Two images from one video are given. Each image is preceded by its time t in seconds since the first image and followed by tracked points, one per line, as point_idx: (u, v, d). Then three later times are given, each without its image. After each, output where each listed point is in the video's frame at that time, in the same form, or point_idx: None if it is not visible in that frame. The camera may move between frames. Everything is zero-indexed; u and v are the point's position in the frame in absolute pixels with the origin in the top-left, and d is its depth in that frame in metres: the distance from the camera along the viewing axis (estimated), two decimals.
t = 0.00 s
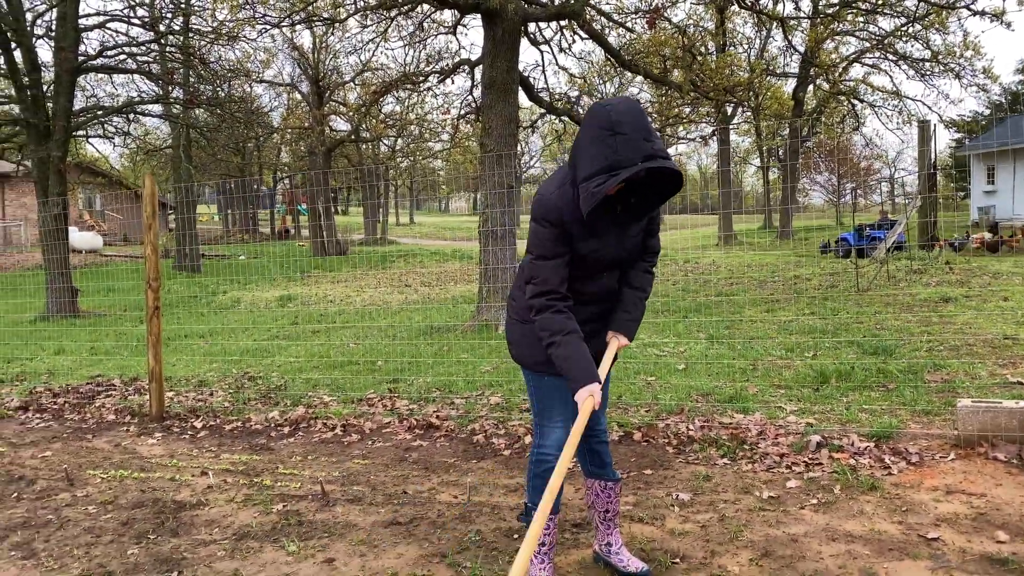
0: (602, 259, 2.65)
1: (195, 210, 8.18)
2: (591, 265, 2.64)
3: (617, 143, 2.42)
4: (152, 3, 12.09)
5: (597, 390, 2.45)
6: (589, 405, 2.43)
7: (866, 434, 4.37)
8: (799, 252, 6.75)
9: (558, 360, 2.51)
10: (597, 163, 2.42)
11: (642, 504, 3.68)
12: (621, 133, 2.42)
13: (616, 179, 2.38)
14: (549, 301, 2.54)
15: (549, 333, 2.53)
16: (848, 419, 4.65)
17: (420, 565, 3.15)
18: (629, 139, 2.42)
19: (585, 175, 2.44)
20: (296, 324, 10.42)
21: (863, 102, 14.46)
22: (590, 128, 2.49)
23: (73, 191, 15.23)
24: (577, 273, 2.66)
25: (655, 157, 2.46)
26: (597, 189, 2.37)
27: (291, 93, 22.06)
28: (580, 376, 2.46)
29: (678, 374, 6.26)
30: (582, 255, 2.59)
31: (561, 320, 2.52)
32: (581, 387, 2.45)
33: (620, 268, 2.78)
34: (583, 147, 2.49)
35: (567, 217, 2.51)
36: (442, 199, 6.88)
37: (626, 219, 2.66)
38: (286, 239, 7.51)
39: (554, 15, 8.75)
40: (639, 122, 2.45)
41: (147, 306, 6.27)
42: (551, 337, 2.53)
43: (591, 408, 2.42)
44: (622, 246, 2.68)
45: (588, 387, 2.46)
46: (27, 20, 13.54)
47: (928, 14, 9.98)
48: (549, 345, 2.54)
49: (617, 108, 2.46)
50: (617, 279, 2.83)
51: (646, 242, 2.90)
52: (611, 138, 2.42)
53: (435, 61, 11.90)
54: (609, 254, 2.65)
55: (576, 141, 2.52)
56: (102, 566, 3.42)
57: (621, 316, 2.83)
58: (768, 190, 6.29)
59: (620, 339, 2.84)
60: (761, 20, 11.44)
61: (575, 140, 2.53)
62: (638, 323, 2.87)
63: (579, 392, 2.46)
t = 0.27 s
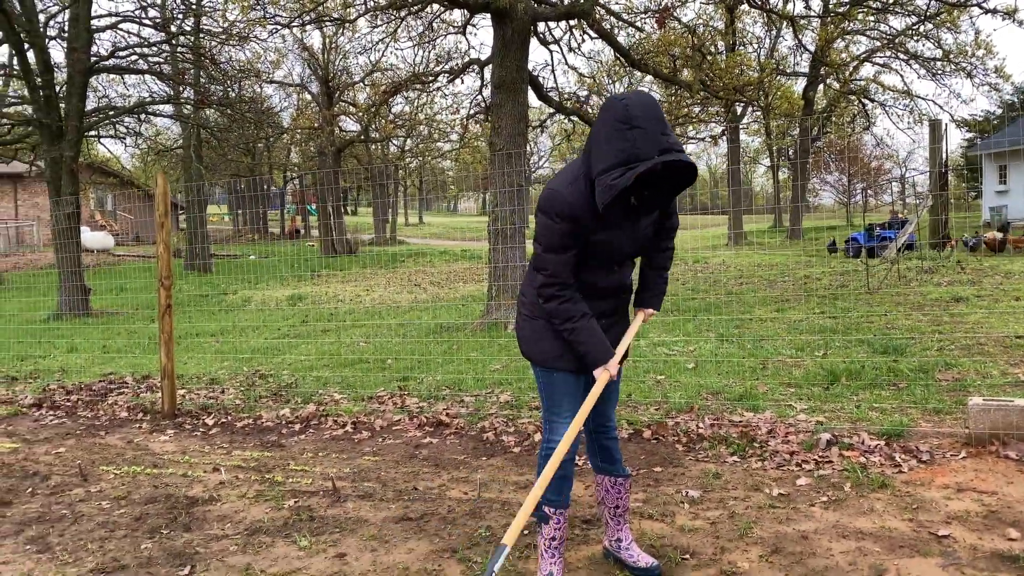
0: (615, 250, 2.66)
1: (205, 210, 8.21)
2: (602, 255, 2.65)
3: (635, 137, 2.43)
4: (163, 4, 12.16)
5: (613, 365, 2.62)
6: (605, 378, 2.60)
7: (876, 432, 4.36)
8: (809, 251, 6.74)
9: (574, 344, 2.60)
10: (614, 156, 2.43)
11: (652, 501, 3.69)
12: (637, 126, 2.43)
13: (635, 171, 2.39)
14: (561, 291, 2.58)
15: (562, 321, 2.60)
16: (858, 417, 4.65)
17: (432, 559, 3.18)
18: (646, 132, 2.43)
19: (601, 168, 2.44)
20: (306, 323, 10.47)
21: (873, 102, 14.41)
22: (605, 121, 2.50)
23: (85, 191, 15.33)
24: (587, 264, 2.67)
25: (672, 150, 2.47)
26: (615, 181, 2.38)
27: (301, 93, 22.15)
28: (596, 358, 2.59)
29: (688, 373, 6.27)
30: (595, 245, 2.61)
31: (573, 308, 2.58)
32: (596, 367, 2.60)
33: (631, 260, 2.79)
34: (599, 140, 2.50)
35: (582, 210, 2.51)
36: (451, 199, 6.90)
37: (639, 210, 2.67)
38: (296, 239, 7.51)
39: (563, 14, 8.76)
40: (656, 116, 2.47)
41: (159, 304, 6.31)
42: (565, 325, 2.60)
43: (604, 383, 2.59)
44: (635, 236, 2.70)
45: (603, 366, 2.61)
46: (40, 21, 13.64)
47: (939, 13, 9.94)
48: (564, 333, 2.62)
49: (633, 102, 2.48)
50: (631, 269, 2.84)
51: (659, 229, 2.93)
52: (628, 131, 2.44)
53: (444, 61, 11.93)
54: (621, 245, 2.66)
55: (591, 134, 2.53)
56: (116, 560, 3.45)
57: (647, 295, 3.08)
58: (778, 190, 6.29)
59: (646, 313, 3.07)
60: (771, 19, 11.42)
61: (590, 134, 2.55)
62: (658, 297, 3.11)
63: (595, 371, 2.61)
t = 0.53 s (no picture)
0: (611, 236, 2.72)
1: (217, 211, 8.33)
2: (598, 240, 2.72)
3: (632, 111, 2.51)
4: (175, 5, 12.24)
5: (591, 346, 2.56)
6: (581, 358, 2.56)
7: (889, 430, 4.35)
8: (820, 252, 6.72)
9: (556, 320, 2.64)
10: (610, 129, 2.52)
11: (662, 498, 3.69)
12: (633, 102, 2.52)
13: (628, 144, 2.47)
14: (549, 267, 2.69)
15: (548, 298, 2.67)
16: (870, 416, 4.64)
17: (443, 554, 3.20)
18: (642, 108, 2.52)
19: (598, 141, 2.54)
20: (318, 322, 10.51)
21: (886, 101, 14.36)
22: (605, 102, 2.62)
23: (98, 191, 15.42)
24: (583, 249, 2.76)
25: (667, 127, 2.55)
26: (609, 153, 2.47)
27: (312, 94, 22.24)
28: (574, 332, 2.59)
29: (698, 372, 6.26)
30: (589, 226, 2.69)
31: (557, 283, 2.66)
32: (575, 341, 2.58)
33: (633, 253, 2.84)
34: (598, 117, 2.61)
35: (576, 181, 2.63)
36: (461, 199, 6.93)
37: (638, 197, 2.74)
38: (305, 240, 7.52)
39: (574, 14, 8.77)
40: (653, 93, 2.55)
41: (172, 302, 6.37)
42: (549, 301, 2.67)
43: (581, 360, 2.55)
44: (634, 225, 2.74)
45: (581, 342, 2.57)
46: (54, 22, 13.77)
47: (952, 11, 9.91)
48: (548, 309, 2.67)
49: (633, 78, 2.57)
50: (634, 264, 2.87)
51: (665, 230, 2.94)
52: (625, 105, 2.53)
53: (455, 60, 11.96)
54: (617, 232, 2.71)
55: (592, 110, 2.64)
56: (130, 553, 3.48)
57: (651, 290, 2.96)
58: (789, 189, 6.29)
59: (634, 319, 2.79)
60: (782, 18, 11.39)
61: (591, 110, 2.65)
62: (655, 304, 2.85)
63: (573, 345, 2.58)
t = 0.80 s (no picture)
0: (610, 244, 2.60)
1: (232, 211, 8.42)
2: (598, 248, 2.60)
3: (622, 125, 2.39)
4: (189, 6, 12.32)
5: (598, 375, 2.42)
6: (589, 390, 2.39)
7: (901, 429, 4.33)
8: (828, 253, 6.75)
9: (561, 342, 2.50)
10: (601, 143, 2.40)
11: (673, 496, 3.69)
12: (625, 113, 2.40)
13: (620, 159, 2.36)
14: (553, 283, 2.52)
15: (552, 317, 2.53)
16: (882, 415, 4.61)
17: (454, 550, 3.21)
18: (635, 120, 2.40)
19: (589, 155, 2.43)
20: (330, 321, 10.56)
21: (899, 100, 14.29)
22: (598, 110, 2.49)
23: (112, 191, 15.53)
24: (584, 258, 2.63)
25: (661, 138, 2.43)
26: (600, 169, 2.36)
27: (324, 94, 22.33)
28: (581, 360, 2.44)
29: (710, 370, 6.25)
30: (588, 239, 2.57)
31: (564, 303, 2.51)
32: (582, 369, 2.44)
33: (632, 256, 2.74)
34: (590, 128, 2.49)
35: (572, 194, 2.50)
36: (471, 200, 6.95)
37: (636, 202, 2.63)
38: (315, 240, 7.47)
39: (585, 13, 8.77)
40: (645, 103, 2.43)
41: (185, 300, 6.44)
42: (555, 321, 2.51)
43: (590, 392, 2.39)
44: (632, 230, 2.64)
45: (589, 371, 2.44)
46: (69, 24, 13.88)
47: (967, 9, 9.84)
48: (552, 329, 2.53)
49: (623, 89, 2.45)
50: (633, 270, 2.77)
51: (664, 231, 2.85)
52: (616, 118, 2.40)
53: (467, 60, 11.99)
54: (616, 239, 2.60)
55: (583, 121, 2.52)
56: (144, 548, 3.51)
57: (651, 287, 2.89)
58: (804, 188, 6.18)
59: (634, 322, 2.69)
60: (794, 17, 11.35)
61: (583, 121, 2.53)
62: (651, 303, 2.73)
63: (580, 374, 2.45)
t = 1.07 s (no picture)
0: (622, 222, 2.63)
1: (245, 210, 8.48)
2: (608, 228, 2.62)
3: (628, 103, 2.40)
4: (202, 4, 12.37)
5: (631, 338, 2.52)
6: (624, 353, 2.51)
7: (917, 421, 4.29)
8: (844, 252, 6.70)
9: (588, 316, 2.56)
10: (607, 121, 2.42)
11: (686, 485, 3.67)
12: (630, 91, 2.41)
13: (627, 137, 2.37)
14: (568, 264, 2.55)
15: (574, 294, 2.58)
16: (897, 407, 4.58)
17: (467, 537, 3.21)
18: (640, 97, 2.41)
19: (595, 134, 2.44)
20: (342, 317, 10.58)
21: (915, 97, 14.18)
22: (600, 89, 2.49)
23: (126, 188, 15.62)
24: (594, 239, 2.65)
25: (667, 116, 2.43)
26: (606, 147, 2.37)
27: (336, 93, 22.40)
28: (614, 328, 2.52)
29: (723, 364, 6.22)
30: (598, 218, 2.58)
31: (584, 280, 2.55)
32: (614, 338, 2.52)
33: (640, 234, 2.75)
34: (595, 108, 2.50)
35: (578, 175, 2.49)
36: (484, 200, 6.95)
37: (644, 180, 2.64)
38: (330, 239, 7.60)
39: (598, 8, 8.75)
40: (651, 81, 2.43)
41: (199, 292, 6.48)
42: (578, 298, 2.57)
43: (627, 353, 2.50)
44: (641, 207, 2.65)
45: (622, 336, 2.52)
46: (84, 23, 13.99)
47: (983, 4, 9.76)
48: (576, 306, 2.59)
49: (629, 67, 2.45)
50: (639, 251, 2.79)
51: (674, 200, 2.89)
52: (621, 97, 2.41)
53: (479, 57, 11.99)
54: (626, 217, 2.62)
55: (588, 100, 2.53)
56: (158, 534, 3.53)
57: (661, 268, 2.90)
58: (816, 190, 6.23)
59: (660, 283, 2.88)
60: (808, 13, 11.29)
61: (588, 101, 2.54)
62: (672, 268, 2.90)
63: (614, 341, 2.53)
